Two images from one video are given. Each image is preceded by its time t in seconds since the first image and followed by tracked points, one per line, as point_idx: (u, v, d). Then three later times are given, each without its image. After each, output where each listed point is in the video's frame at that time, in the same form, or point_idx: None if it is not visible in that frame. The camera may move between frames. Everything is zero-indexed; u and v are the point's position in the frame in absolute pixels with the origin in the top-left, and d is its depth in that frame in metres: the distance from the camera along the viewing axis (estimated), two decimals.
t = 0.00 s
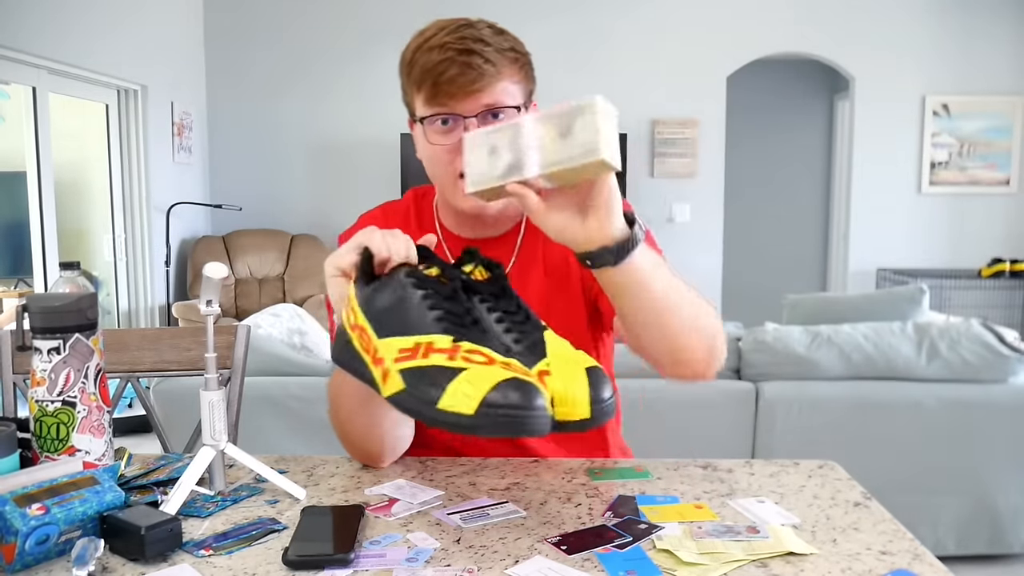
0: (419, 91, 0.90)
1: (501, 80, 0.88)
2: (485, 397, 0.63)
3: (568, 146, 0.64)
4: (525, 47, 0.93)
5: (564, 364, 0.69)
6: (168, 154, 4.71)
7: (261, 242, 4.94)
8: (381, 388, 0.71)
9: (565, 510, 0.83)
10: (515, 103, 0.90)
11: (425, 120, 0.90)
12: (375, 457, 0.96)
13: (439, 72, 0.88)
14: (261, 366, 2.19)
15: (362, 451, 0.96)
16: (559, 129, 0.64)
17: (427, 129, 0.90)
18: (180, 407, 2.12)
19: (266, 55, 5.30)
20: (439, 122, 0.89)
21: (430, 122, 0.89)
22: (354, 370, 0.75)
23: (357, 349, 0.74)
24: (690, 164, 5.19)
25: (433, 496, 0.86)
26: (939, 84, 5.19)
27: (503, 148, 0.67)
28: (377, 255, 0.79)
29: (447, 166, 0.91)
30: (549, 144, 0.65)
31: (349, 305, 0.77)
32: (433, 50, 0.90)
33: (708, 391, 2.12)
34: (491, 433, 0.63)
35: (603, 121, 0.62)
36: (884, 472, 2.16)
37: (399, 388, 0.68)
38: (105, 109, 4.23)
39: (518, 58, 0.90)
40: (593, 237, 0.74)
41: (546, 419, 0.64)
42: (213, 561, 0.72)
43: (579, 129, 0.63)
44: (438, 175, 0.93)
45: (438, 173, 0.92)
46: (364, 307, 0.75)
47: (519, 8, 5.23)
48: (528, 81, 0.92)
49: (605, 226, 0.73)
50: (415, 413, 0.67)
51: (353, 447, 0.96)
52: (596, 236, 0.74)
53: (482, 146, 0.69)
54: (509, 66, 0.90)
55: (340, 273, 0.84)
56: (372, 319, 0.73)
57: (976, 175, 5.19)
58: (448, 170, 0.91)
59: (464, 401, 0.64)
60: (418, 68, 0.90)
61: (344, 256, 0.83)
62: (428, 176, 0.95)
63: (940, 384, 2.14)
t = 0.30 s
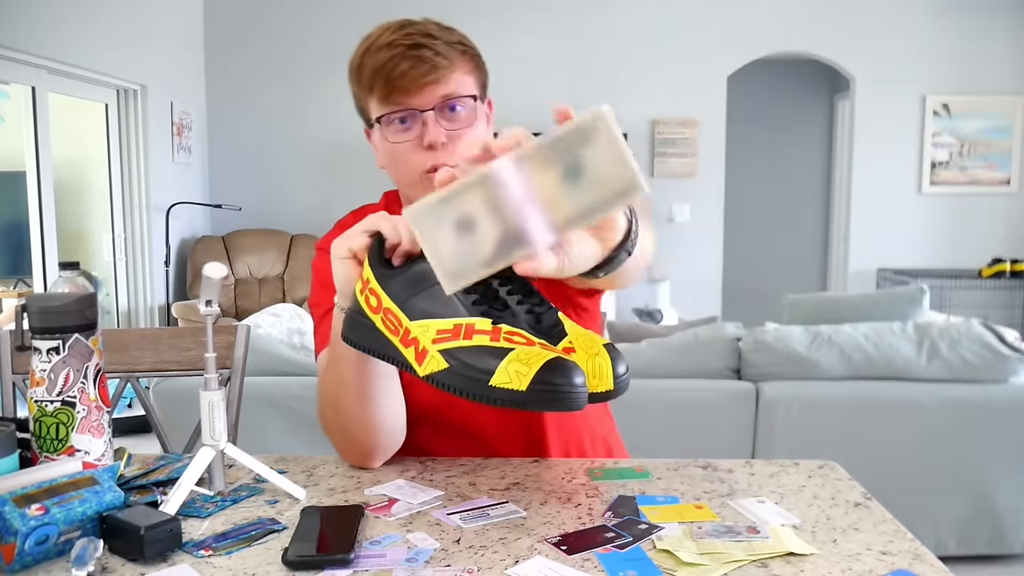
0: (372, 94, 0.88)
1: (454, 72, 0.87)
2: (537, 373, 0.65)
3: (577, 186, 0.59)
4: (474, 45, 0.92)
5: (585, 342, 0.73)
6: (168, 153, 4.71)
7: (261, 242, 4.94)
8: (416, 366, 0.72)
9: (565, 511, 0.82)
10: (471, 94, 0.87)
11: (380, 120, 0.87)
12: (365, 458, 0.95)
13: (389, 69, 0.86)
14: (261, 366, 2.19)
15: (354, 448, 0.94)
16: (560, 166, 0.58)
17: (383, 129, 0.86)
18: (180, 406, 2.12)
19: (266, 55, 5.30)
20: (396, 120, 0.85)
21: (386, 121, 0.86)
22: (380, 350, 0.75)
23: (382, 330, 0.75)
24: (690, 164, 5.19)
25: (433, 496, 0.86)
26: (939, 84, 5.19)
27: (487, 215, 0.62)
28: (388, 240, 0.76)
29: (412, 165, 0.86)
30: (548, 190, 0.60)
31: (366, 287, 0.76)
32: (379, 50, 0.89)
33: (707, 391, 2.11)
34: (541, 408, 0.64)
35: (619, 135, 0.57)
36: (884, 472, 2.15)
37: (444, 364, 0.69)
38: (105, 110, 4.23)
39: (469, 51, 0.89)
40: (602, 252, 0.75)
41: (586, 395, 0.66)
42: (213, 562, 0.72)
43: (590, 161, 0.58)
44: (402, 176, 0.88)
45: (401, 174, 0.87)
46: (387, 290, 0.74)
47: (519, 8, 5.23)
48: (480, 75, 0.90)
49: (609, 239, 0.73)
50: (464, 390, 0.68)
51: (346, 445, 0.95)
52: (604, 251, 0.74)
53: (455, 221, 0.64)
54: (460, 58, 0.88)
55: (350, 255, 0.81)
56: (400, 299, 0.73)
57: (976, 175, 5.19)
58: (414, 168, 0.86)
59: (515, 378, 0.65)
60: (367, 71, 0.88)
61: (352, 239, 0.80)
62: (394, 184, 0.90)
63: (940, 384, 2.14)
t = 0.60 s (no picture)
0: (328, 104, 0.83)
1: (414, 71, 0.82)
2: (518, 380, 0.64)
3: (564, 183, 0.53)
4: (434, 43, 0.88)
5: (573, 345, 0.72)
6: (168, 154, 4.71)
7: (261, 242, 4.94)
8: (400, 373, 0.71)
9: (564, 510, 0.83)
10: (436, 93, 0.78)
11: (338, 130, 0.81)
12: (365, 458, 0.95)
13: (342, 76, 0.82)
14: (261, 366, 2.19)
15: (352, 448, 0.94)
16: (552, 153, 0.53)
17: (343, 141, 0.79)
18: (180, 406, 2.12)
19: (266, 55, 5.30)
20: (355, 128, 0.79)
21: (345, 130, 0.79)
22: (365, 355, 0.75)
23: (366, 335, 0.74)
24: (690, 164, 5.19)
25: (433, 496, 0.86)
26: (939, 84, 5.19)
27: (462, 165, 0.56)
28: (374, 244, 0.76)
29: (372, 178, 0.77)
30: (531, 172, 0.54)
31: (352, 291, 0.76)
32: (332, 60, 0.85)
33: (707, 390, 2.12)
34: (523, 415, 0.64)
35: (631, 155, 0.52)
36: (883, 472, 2.15)
37: (425, 370, 0.69)
38: (105, 110, 4.24)
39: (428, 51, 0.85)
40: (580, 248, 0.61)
41: (570, 402, 0.66)
42: (214, 561, 0.72)
43: (585, 166, 0.53)
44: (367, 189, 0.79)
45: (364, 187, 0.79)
46: (372, 296, 0.73)
47: (519, 7, 5.23)
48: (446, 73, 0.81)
49: (592, 238, 0.59)
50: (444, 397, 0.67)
51: (344, 445, 0.95)
52: (582, 249, 0.61)
53: (427, 154, 0.57)
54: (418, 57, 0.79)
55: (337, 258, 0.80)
56: (384, 306, 0.72)
57: (976, 175, 5.19)
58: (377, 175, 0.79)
59: (497, 385, 0.65)
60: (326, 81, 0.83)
61: (338, 243, 0.79)
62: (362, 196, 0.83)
63: (939, 384, 2.14)
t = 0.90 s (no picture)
0: (305, 114, 0.90)
1: (384, 80, 0.86)
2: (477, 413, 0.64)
3: (526, 142, 0.54)
4: (407, 46, 0.92)
5: (551, 377, 0.72)
6: (168, 154, 4.71)
7: (261, 242, 4.94)
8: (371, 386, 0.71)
9: (565, 511, 0.83)
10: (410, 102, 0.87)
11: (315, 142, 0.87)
12: (364, 457, 0.95)
13: (316, 87, 0.87)
14: (261, 366, 2.19)
15: (349, 448, 0.94)
16: (508, 116, 0.53)
17: (322, 149, 0.86)
18: (180, 406, 2.12)
19: (266, 55, 5.30)
20: (332, 139, 0.85)
21: (323, 141, 0.86)
22: (345, 366, 0.76)
23: (348, 345, 0.75)
24: (690, 164, 5.19)
25: (433, 496, 0.86)
26: (939, 84, 5.20)
27: (431, 145, 0.56)
28: (369, 252, 0.76)
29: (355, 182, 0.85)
30: (493, 136, 0.55)
31: (340, 300, 0.76)
32: (306, 68, 0.90)
33: (707, 390, 2.12)
34: (478, 448, 0.64)
35: (575, 94, 0.51)
36: (883, 472, 2.15)
37: (392, 390, 0.69)
38: (105, 110, 4.24)
39: (399, 56, 0.89)
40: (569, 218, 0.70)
41: (535, 438, 0.65)
42: (214, 561, 0.72)
43: (541, 118, 0.53)
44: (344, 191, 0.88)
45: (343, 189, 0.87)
46: (356, 306, 0.74)
47: (519, 7, 5.23)
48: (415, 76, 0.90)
49: (580, 208, 0.69)
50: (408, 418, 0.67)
51: (341, 446, 0.94)
52: (571, 221, 0.70)
53: (400, 142, 0.58)
54: (389, 66, 0.88)
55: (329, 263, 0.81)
56: (366, 317, 0.72)
57: (976, 175, 5.19)
58: (355, 184, 0.85)
59: (458, 414, 0.65)
60: (298, 92, 0.90)
61: (333, 248, 0.80)
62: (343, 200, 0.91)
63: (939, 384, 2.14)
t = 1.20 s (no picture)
0: (303, 117, 0.90)
1: (383, 84, 0.86)
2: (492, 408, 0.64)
3: (555, 151, 0.54)
4: (405, 47, 0.91)
5: (560, 371, 0.74)
6: (168, 154, 4.71)
7: (261, 242, 4.94)
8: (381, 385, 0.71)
9: (565, 511, 0.83)
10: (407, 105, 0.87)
11: (313, 146, 0.88)
12: (364, 457, 0.95)
13: (314, 91, 0.87)
14: (261, 366, 2.19)
15: (350, 448, 0.94)
16: (538, 124, 0.53)
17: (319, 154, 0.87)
18: (180, 406, 2.13)
19: (266, 55, 5.30)
20: (329, 144, 0.86)
21: (320, 146, 0.86)
22: (351, 366, 0.75)
23: (353, 345, 0.74)
24: (690, 164, 5.19)
25: (433, 496, 0.86)
26: (939, 84, 5.20)
27: (447, 153, 0.55)
28: (370, 252, 0.76)
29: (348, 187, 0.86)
30: (515, 148, 0.54)
31: (342, 300, 0.75)
32: (303, 73, 0.90)
33: (706, 390, 2.12)
34: (494, 443, 0.64)
35: (616, 101, 0.52)
36: (883, 472, 2.15)
37: (403, 388, 0.68)
38: (105, 110, 4.24)
39: (397, 59, 0.89)
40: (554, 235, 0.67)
41: (547, 432, 0.66)
42: (213, 561, 0.72)
43: (574, 126, 0.53)
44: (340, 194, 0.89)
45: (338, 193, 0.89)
46: (360, 306, 0.73)
47: (519, 7, 5.23)
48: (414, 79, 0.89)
49: (564, 223, 0.66)
50: (421, 416, 0.67)
51: (341, 445, 0.94)
52: (555, 237, 0.67)
53: (408, 151, 0.56)
54: (387, 69, 0.88)
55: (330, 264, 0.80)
56: (373, 317, 0.72)
57: (976, 175, 5.19)
58: (351, 188, 0.86)
59: (471, 410, 0.65)
60: (296, 96, 0.90)
61: (333, 249, 0.79)
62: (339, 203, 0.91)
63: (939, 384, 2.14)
